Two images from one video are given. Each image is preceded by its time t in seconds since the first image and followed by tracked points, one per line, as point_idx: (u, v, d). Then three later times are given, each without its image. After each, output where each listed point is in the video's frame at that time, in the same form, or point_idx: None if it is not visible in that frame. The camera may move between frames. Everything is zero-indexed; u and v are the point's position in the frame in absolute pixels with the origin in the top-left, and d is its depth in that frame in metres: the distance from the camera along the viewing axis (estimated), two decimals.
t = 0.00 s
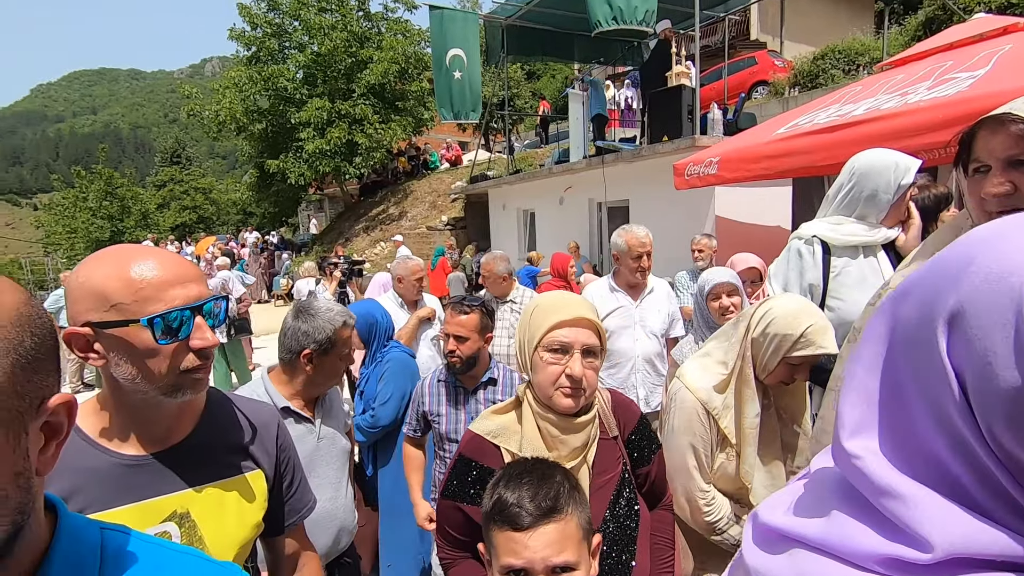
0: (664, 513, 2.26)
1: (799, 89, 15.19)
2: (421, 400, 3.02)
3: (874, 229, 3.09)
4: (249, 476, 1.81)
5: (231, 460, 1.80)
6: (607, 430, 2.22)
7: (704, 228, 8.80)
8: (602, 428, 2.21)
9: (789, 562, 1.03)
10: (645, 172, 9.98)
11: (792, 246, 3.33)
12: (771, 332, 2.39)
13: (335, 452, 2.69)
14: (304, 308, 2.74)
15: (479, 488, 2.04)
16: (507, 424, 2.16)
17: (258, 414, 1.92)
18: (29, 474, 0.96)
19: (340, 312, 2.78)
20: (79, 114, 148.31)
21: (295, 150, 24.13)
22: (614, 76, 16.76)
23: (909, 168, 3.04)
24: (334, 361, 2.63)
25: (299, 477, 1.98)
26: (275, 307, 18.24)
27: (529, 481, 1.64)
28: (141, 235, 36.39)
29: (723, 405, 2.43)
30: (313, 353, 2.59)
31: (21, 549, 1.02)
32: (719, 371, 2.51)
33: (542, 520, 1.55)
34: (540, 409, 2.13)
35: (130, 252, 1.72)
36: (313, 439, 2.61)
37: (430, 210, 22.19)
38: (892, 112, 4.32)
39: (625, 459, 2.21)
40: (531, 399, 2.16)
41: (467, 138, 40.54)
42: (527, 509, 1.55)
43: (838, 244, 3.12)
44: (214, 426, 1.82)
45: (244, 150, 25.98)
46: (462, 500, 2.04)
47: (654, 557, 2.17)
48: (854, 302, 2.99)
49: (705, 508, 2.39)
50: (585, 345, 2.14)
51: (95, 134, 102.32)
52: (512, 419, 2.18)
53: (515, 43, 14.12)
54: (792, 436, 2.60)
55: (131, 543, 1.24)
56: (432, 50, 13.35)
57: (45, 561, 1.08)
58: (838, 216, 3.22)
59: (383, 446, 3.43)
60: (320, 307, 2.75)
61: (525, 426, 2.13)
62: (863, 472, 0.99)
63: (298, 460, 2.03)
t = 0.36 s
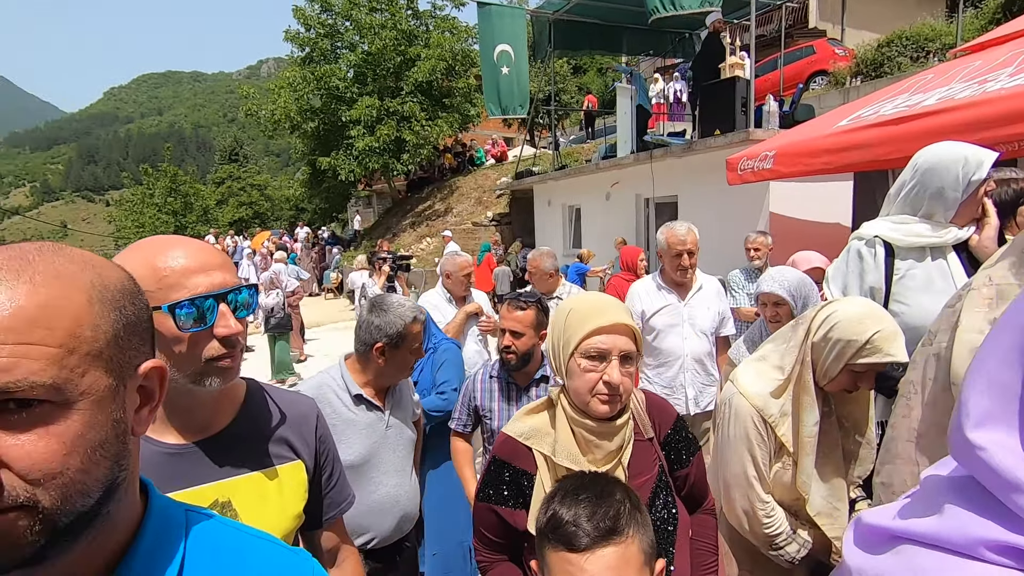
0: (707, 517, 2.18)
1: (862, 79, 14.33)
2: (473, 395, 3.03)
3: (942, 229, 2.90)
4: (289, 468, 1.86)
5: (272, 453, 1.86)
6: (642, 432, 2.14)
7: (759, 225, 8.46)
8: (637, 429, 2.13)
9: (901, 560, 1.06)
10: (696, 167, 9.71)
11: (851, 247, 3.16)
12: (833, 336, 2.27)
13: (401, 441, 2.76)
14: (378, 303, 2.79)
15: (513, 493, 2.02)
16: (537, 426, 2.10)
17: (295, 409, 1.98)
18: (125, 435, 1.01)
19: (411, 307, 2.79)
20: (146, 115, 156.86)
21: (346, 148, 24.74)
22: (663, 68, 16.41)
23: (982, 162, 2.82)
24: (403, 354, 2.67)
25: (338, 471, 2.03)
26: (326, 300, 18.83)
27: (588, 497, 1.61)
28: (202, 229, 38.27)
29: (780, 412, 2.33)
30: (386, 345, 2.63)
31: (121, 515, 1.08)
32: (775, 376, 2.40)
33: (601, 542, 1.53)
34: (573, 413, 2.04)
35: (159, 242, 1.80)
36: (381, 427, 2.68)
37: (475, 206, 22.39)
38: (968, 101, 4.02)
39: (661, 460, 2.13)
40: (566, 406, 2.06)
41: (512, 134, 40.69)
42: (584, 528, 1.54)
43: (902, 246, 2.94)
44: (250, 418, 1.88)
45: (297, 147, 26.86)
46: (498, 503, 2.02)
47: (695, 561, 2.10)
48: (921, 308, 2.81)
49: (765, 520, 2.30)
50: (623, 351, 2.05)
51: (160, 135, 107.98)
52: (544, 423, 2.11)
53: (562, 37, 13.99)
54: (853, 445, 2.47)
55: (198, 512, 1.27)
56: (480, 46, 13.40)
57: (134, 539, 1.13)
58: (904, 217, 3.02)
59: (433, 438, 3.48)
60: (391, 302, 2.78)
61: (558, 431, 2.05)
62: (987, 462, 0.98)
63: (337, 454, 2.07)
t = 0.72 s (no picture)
0: (760, 521, 2.12)
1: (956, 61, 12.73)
2: (536, 391, 3.04)
3: None
4: (348, 457, 1.94)
5: (332, 442, 1.95)
6: (688, 434, 2.07)
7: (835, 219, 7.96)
8: (682, 432, 2.06)
9: (1015, 572, 1.36)
10: (765, 158, 9.28)
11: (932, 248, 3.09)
12: (919, 338, 2.11)
13: (456, 436, 2.80)
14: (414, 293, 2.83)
15: (558, 500, 1.98)
16: (580, 431, 2.05)
17: (354, 400, 2.06)
18: (216, 409, 1.05)
19: (448, 297, 2.81)
20: (225, 118, 166.85)
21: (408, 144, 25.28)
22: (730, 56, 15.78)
23: None
24: (429, 345, 2.67)
25: (401, 461, 2.09)
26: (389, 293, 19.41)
27: (649, 516, 1.56)
28: (274, 225, 40.38)
29: (856, 419, 2.20)
30: (413, 335, 2.69)
31: (215, 485, 1.11)
32: (852, 381, 2.27)
33: (663, 564, 1.48)
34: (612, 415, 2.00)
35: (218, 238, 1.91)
36: (434, 422, 2.74)
37: (534, 201, 22.43)
38: None
39: (710, 463, 2.06)
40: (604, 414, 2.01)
41: (571, 128, 40.47)
42: (644, 547, 1.49)
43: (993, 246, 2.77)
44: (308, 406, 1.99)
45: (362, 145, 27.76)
46: (542, 512, 1.99)
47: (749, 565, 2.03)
48: (1017, 309, 2.61)
49: (838, 534, 2.19)
50: (663, 352, 1.99)
51: (237, 136, 114.54)
52: (585, 426, 2.06)
53: (624, 27, 13.71)
54: (939, 456, 2.31)
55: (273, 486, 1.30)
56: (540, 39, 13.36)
57: (225, 511, 1.15)
58: (994, 214, 2.82)
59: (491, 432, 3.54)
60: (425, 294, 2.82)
61: (598, 434, 2.00)
62: None
63: (398, 445, 2.14)
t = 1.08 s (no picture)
0: (838, 538, 2.03)
1: None
2: (596, 390, 2.98)
3: None
4: (408, 450, 1.98)
5: (392, 434, 2.00)
6: (760, 444, 1.98)
7: (914, 213, 7.42)
8: (753, 441, 1.97)
9: None
10: (837, 149, 8.77)
11: None
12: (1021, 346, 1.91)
13: (507, 437, 2.77)
14: (452, 288, 2.86)
15: (620, 507, 1.93)
16: (643, 434, 1.99)
17: (421, 393, 2.10)
18: (293, 391, 1.08)
19: (484, 292, 2.82)
20: (291, 117, 174.46)
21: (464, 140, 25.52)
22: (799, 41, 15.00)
23: None
24: (460, 337, 2.71)
25: (465, 458, 2.10)
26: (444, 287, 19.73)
27: (719, 539, 1.50)
28: (336, 219, 41.93)
29: (944, 430, 2.04)
30: (446, 331, 2.77)
31: (295, 464, 1.12)
32: (939, 390, 2.10)
33: None
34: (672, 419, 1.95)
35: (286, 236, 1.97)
36: (484, 423, 2.73)
37: (589, 195, 22.22)
38: None
39: (783, 473, 1.97)
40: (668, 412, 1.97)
41: (628, 120, 39.82)
42: (715, 573, 1.43)
43: None
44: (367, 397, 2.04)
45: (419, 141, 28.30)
46: (602, 517, 1.95)
47: None
48: None
49: (913, 552, 2.07)
50: (736, 357, 1.91)
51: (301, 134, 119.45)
52: (649, 428, 2.01)
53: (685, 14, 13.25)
54: None
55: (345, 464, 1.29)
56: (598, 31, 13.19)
57: (304, 492, 1.15)
58: None
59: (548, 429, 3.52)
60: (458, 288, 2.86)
61: (663, 438, 1.94)
62: None
63: (464, 441, 2.15)
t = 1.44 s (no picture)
0: None
1: None
2: (646, 388, 2.93)
3: None
4: (462, 443, 2.01)
5: (446, 426, 2.03)
6: (854, 465, 1.87)
7: (1001, 208, 6.85)
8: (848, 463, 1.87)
9: None
10: (913, 138, 8.21)
11: None
12: None
13: (556, 432, 2.74)
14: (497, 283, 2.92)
15: (687, 515, 1.88)
16: (712, 444, 1.92)
17: (477, 387, 2.13)
18: (365, 384, 1.11)
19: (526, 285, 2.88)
20: (349, 113, 179.89)
21: (516, 134, 25.50)
22: (871, 23, 14.13)
23: None
24: (501, 324, 2.79)
25: (517, 453, 2.12)
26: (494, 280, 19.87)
27: (823, 547, 1.39)
28: (390, 213, 42.96)
29: None
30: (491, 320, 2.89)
31: (366, 451, 1.15)
32: None
33: None
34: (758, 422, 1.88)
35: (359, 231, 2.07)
36: (531, 417, 2.74)
37: (642, 188, 21.82)
38: None
39: (877, 500, 1.85)
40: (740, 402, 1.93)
41: (683, 111, 38.83)
42: None
43: None
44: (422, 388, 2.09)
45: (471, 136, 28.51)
46: (666, 525, 1.89)
47: None
48: None
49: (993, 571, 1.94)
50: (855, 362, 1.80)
51: (358, 130, 123.00)
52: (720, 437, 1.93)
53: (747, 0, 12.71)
54: None
55: (414, 452, 1.31)
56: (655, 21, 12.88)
57: (375, 478, 1.18)
58: None
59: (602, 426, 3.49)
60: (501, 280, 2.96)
61: (752, 453, 1.84)
62: None
63: (517, 437, 2.16)
